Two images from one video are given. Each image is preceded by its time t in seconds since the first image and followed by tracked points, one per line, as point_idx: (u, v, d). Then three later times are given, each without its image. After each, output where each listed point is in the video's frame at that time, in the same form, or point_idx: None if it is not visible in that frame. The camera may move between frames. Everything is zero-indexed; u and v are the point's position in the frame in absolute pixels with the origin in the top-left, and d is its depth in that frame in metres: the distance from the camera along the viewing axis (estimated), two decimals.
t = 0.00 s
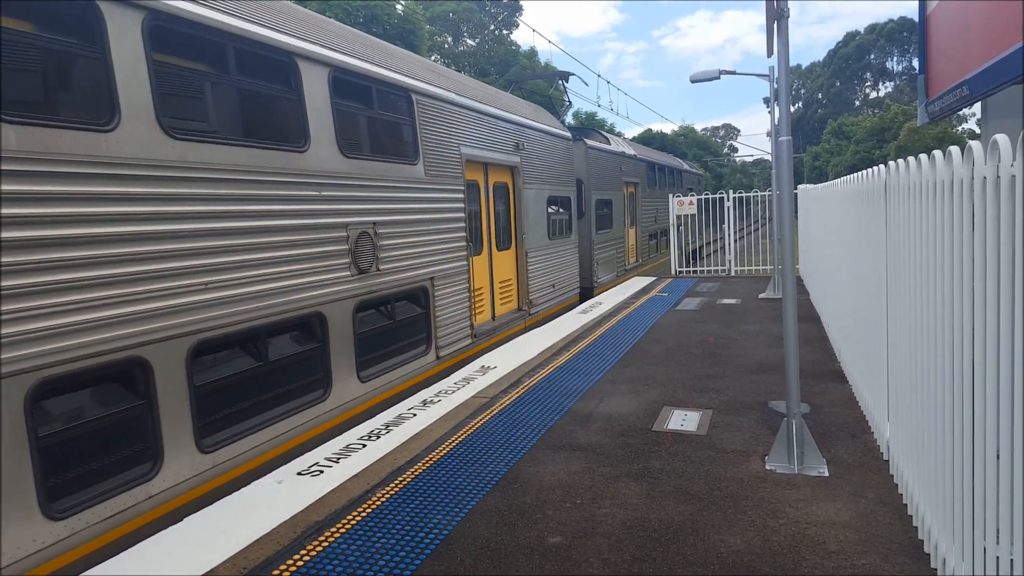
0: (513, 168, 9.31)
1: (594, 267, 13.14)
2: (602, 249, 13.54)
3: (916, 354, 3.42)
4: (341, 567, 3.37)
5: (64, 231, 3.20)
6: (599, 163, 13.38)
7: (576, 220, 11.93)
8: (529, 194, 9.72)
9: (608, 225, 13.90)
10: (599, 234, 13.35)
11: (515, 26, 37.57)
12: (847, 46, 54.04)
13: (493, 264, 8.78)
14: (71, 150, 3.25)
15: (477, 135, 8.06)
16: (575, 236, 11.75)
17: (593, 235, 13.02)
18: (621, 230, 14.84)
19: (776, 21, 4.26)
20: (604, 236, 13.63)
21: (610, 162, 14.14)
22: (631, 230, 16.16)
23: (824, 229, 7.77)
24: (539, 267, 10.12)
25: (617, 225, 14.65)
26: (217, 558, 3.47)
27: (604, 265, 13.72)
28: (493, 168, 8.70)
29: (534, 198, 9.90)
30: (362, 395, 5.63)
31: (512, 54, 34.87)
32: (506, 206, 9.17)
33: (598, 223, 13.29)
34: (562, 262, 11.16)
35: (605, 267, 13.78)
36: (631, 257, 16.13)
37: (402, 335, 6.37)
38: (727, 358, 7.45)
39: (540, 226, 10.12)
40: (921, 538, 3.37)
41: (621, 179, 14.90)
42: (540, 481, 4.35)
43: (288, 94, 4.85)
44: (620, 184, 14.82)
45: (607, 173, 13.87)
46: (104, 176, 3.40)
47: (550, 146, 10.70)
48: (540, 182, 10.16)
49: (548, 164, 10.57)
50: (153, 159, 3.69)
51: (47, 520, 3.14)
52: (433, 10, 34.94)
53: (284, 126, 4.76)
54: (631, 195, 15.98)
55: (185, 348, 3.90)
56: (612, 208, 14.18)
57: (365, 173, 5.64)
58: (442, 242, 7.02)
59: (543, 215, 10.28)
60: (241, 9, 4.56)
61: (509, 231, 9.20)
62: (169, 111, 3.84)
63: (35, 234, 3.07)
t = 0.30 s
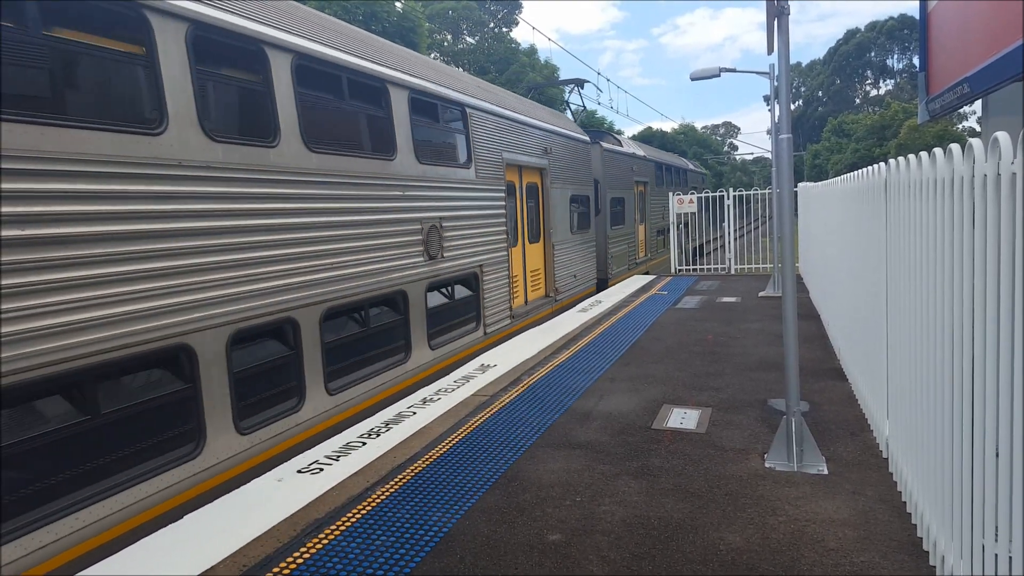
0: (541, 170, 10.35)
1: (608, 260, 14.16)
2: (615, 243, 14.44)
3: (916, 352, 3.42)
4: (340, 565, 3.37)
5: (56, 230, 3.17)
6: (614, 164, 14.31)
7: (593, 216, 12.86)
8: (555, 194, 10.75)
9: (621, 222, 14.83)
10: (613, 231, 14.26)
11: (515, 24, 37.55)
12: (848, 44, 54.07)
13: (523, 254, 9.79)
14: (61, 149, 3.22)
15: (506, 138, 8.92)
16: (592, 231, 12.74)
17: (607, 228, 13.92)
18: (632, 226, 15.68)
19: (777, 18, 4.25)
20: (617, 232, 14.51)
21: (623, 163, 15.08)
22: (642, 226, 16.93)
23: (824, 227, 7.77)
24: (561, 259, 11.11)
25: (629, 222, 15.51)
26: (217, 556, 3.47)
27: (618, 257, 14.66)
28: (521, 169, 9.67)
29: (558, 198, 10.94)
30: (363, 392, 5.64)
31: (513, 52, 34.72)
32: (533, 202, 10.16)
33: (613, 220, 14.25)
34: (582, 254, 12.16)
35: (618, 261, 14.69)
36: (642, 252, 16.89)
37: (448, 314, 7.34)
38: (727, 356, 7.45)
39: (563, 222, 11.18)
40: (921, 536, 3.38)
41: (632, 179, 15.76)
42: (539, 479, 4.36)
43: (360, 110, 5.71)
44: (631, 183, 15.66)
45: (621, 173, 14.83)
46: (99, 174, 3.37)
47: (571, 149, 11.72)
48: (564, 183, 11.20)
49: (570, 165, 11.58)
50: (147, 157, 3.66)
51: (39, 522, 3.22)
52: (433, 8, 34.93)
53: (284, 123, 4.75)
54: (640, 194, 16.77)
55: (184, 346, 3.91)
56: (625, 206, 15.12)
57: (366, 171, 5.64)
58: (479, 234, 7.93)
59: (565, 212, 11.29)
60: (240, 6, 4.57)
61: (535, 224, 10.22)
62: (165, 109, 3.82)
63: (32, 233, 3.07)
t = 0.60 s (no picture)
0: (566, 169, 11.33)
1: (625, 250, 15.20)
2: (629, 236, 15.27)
3: (915, 347, 3.43)
4: (341, 563, 3.37)
5: (59, 230, 3.16)
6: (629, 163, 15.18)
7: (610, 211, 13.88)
8: (578, 191, 11.74)
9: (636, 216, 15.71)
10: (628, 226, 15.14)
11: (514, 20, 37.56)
12: (847, 39, 54.05)
13: (552, 245, 10.78)
14: (64, 147, 3.19)
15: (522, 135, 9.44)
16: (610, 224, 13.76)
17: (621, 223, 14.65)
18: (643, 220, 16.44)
19: (774, 14, 4.25)
20: (631, 226, 15.40)
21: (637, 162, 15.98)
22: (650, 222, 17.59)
23: (823, 223, 7.76)
24: (584, 249, 12.11)
25: (641, 217, 16.25)
26: (219, 554, 3.48)
27: (633, 249, 15.56)
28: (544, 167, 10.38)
29: (581, 195, 11.91)
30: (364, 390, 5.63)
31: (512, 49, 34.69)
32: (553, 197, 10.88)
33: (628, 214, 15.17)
34: (602, 245, 13.20)
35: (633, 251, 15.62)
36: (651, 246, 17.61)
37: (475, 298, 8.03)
38: (727, 352, 7.46)
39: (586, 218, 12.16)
40: (921, 531, 3.38)
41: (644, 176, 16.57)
42: (540, 476, 4.36)
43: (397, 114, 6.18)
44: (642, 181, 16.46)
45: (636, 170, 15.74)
46: (101, 173, 3.35)
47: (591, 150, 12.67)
48: (586, 181, 12.18)
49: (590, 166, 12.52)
50: (151, 156, 3.64)
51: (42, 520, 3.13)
52: (432, 6, 34.96)
53: (286, 120, 4.72)
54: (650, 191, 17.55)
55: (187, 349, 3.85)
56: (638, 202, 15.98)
57: (368, 169, 5.62)
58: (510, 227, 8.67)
59: (587, 207, 12.29)
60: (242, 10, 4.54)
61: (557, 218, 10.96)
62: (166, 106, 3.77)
63: (34, 232, 3.05)
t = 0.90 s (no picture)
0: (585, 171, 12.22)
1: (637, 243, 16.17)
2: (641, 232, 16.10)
3: (914, 345, 3.44)
4: (341, 562, 3.38)
5: (63, 229, 3.19)
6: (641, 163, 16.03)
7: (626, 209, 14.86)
8: (596, 191, 12.67)
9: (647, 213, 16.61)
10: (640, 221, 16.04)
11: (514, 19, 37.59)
12: (847, 37, 54.08)
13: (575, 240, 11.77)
14: (64, 148, 3.23)
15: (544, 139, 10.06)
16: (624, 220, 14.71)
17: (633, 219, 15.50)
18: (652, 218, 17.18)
19: (773, 13, 4.25)
20: (643, 222, 16.30)
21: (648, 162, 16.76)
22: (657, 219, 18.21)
23: (823, 222, 7.77)
24: (603, 244, 13.10)
25: (650, 214, 16.97)
26: (217, 554, 3.48)
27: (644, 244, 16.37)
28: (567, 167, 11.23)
29: (599, 194, 12.85)
30: (364, 390, 5.62)
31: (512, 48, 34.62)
32: (574, 197, 11.77)
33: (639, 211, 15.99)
34: (618, 239, 14.21)
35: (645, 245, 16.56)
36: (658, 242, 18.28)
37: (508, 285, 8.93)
38: (726, 350, 7.48)
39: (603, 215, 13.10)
40: (920, 529, 3.38)
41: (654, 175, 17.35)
42: (539, 475, 4.37)
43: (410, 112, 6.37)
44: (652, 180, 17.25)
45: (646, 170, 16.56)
46: (102, 175, 3.39)
47: (606, 153, 13.49)
48: (603, 181, 13.07)
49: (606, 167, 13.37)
50: (154, 157, 3.69)
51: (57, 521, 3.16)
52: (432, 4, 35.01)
53: (286, 120, 4.72)
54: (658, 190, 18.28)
55: (183, 348, 3.87)
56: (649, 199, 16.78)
57: (368, 168, 5.62)
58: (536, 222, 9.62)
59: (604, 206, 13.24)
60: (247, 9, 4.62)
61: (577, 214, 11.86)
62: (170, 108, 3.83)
63: (35, 234, 3.07)
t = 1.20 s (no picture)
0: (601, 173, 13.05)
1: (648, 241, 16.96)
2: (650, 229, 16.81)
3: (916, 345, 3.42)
4: (342, 561, 3.38)
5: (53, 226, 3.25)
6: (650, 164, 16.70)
7: (638, 208, 15.70)
8: (612, 191, 13.52)
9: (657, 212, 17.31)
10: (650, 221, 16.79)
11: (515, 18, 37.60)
12: (849, 36, 54.01)
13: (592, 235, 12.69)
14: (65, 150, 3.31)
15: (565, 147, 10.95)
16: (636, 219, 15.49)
17: (644, 218, 16.24)
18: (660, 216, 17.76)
19: (775, 12, 4.23)
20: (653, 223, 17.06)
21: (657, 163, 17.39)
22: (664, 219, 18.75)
23: (824, 221, 7.74)
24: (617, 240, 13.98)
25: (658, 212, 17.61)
26: (216, 553, 3.47)
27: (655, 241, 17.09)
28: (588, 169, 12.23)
29: (613, 194, 13.67)
30: (364, 388, 5.62)
31: (513, 47, 34.52)
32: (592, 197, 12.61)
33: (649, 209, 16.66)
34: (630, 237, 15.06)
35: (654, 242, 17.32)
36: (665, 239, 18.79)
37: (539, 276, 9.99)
38: (727, 350, 7.46)
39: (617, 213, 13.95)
40: (922, 530, 3.38)
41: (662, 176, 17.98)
42: (540, 474, 4.36)
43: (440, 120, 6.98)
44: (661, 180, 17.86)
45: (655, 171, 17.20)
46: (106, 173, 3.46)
47: (619, 155, 14.32)
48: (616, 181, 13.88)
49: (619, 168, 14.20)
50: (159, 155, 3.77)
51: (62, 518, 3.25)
52: (432, 3, 34.96)
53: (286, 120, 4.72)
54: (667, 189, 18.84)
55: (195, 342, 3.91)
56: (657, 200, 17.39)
57: (367, 167, 5.64)
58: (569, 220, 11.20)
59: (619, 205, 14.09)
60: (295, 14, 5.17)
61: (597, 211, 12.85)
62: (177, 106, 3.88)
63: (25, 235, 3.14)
